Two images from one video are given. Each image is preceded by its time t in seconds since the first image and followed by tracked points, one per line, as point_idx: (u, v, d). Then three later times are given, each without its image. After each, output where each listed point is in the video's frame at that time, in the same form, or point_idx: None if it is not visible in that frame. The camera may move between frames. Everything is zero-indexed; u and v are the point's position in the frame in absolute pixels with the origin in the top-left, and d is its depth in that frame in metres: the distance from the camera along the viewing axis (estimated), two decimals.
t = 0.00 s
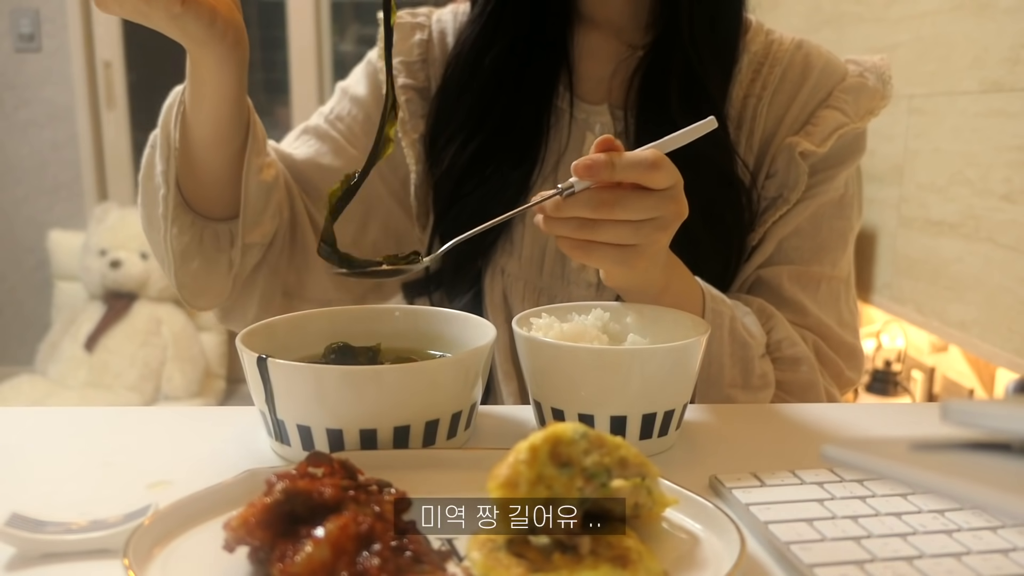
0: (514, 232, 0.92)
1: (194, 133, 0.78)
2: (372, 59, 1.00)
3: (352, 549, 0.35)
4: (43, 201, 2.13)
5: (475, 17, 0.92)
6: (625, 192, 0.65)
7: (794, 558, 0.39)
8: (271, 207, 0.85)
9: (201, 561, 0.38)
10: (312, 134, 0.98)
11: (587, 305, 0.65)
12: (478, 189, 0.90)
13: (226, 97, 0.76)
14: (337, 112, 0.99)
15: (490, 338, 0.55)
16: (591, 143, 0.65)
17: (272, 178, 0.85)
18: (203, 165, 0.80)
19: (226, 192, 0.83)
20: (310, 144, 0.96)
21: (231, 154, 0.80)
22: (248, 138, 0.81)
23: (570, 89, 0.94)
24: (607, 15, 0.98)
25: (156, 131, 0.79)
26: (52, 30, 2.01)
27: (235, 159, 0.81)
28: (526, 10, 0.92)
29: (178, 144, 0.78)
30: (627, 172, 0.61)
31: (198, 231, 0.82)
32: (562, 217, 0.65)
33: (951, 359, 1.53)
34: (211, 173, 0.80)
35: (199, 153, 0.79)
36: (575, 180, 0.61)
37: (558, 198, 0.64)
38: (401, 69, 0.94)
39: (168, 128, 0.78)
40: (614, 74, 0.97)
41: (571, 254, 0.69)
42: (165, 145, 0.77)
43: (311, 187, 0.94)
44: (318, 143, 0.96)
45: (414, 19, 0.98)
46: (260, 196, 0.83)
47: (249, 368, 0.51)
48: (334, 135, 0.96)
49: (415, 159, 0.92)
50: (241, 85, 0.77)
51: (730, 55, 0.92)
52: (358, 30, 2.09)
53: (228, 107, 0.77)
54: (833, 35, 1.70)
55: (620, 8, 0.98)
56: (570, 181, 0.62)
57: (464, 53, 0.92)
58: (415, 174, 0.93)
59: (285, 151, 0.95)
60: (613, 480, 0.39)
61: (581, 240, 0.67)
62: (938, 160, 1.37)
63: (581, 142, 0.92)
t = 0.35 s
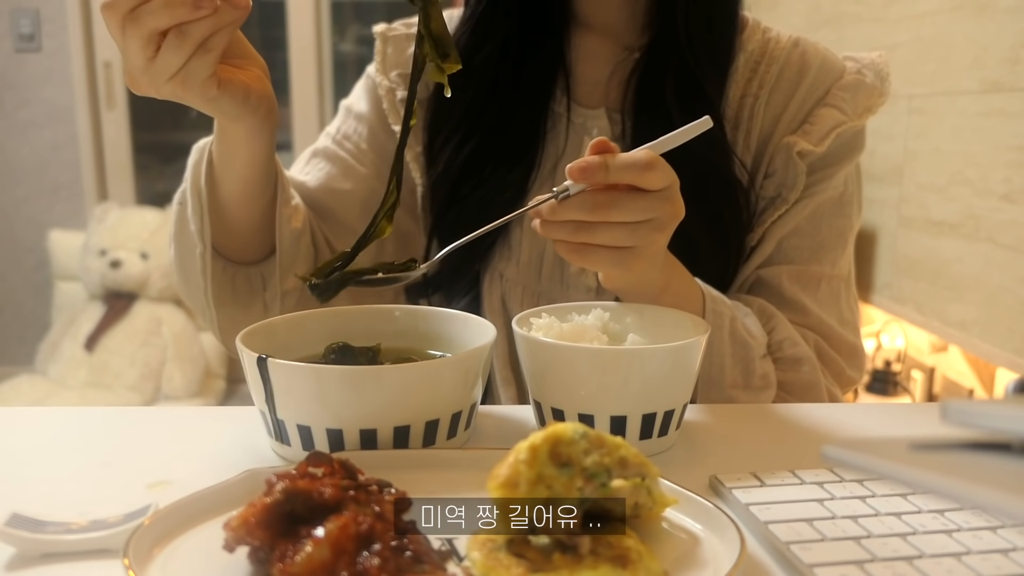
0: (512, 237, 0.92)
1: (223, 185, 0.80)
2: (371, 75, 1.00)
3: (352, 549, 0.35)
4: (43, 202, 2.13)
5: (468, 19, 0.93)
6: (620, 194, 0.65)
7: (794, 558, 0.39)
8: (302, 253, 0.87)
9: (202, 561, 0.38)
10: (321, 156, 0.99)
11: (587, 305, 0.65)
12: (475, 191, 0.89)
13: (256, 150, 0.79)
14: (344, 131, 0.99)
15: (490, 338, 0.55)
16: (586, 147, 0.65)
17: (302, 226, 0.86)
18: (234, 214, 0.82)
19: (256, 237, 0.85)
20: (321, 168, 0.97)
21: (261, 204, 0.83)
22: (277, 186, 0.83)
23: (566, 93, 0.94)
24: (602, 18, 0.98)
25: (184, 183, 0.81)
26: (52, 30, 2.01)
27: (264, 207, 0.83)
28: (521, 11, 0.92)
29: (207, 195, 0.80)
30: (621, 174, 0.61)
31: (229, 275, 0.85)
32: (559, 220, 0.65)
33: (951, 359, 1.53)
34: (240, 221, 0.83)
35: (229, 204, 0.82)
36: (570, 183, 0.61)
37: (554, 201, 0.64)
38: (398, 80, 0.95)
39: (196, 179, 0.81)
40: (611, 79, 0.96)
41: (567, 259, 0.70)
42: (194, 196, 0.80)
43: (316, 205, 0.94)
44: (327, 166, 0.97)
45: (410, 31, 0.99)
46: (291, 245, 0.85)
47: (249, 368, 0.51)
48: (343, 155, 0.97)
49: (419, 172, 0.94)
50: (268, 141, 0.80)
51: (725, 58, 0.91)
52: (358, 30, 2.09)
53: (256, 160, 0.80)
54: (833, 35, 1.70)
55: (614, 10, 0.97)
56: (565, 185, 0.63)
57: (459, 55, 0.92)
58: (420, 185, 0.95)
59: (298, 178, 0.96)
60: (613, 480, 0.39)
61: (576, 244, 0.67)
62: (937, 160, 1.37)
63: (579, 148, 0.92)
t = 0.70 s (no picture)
0: (510, 242, 0.92)
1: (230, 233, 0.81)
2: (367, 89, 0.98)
3: (352, 549, 0.35)
4: (43, 202, 2.13)
5: (458, 18, 0.92)
6: (644, 196, 0.65)
7: (794, 558, 0.39)
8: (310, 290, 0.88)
9: (202, 561, 0.38)
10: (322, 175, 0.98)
11: (587, 305, 0.65)
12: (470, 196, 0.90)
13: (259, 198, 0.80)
14: (344, 149, 0.98)
15: (490, 337, 0.55)
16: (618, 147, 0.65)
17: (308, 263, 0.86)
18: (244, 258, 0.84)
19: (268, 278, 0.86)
20: (324, 187, 0.96)
21: (268, 244, 0.84)
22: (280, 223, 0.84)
23: (562, 97, 0.93)
24: (597, 21, 0.98)
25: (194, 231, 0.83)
26: (52, 31, 2.02)
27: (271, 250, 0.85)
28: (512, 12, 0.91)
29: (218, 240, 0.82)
30: (649, 176, 0.61)
31: (243, 309, 0.85)
32: (580, 215, 0.65)
33: (951, 359, 1.53)
34: (250, 265, 0.84)
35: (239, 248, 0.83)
36: (597, 179, 0.61)
37: (578, 195, 0.64)
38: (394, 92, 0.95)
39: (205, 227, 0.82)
40: (609, 82, 0.95)
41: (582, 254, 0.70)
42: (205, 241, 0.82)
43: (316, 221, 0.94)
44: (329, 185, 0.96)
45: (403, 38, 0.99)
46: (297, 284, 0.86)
47: (249, 368, 0.51)
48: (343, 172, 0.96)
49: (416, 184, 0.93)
50: (270, 185, 0.81)
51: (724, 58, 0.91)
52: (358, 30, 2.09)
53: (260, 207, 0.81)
54: (833, 34, 1.70)
55: (611, 13, 0.97)
56: (593, 180, 0.63)
57: (449, 56, 0.92)
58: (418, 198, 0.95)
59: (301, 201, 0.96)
60: (613, 480, 0.39)
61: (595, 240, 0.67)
62: (937, 160, 1.37)
63: (576, 152, 0.92)
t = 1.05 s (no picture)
0: (507, 247, 0.92)
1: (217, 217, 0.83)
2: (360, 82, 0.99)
3: (352, 549, 0.35)
4: (43, 202, 2.13)
5: (455, 21, 0.92)
6: (618, 209, 0.65)
7: (794, 558, 0.39)
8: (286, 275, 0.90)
9: (202, 561, 0.38)
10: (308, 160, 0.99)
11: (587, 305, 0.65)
12: (469, 201, 0.90)
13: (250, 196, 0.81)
14: (331, 137, 0.99)
15: (489, 337, 0.55)
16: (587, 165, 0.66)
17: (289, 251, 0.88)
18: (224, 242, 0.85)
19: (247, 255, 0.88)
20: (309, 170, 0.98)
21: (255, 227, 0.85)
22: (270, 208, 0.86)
23: (560, 100, 0.93)
24: (595, 23, 0.98)
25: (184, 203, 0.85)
26: (52, 31, 2.01)
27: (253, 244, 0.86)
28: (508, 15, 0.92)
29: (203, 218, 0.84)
30: (618, 192, 0.62)
31: (217, 278, 0.87)
32: (558, 236, 0.65)
33: (951, 359, 1.53)
34: (233, 241, 0.86)
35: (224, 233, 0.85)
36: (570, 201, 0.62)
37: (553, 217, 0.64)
38: (387, 89, 0.95)
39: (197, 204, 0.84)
40: (605, 82, 0.96)
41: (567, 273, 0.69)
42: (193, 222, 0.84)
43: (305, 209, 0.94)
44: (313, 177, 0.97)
45: (399, 37, 0.98)
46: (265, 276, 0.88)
47: (249, 368, 0.51)
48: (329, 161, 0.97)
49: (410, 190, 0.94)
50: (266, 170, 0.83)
51: (722, 59, 0.91)
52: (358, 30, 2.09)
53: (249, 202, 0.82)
54: (833, 35, 1.70)
55: (606, 16, 0.98)
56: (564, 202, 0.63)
57: (445, 59, 0.92)
58: (405, 196, 0.94)
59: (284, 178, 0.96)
60: (613, 480, 0.39)
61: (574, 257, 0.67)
62: (937, 160, 1.37)
63: (573, 154, 0.92)
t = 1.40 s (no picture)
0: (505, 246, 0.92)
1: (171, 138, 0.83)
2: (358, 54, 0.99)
3: (352, 549, 0.35)
4: (43, 201, 2.13)
5: (456, 23, 0.92)
6: (616, 207, 0.65)
7: (795, 558, 0.39)
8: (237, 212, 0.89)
9: (203, 561, 0.38)
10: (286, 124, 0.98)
11: (586, 305, 0.65)
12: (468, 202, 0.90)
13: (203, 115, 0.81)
14: (315, 100, 0.99)
15: (490, 337, 0.55)
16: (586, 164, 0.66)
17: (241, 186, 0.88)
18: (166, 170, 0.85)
19: (197, 189, 0.86)
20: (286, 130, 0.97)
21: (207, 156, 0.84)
22: (224, 141, 0.85)
23: (560, 99, 0.94)
24: (594, 23, 1.00)
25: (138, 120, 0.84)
26: (52, 30, 2.01)
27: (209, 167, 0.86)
28: (507, 17, 0.91)
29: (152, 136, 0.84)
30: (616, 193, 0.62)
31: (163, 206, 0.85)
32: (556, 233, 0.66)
33: (951, 359, 1.53)
34: (182, 168, 0.85)
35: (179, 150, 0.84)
36: (568, 199, 0.62)
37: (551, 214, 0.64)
38: (383, 68, 0.94)
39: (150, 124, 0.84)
40: (603, 80, 0.96)
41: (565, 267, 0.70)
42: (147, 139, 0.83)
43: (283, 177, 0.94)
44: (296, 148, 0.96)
45: (404, 18, 0.97)
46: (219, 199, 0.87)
47: (249, 368, 0.51)
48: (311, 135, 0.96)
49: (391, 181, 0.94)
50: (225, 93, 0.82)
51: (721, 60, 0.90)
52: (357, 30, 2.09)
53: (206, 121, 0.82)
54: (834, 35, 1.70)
55: (610, 18, 1.00)
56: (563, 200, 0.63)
57: (444, 62, 0.92)
58: (385, 175, 0.93)
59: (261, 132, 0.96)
60: (613, 480, 0.39)
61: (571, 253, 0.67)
62: (937, 160, 1.37)
63: (570, 152, 0.92)
